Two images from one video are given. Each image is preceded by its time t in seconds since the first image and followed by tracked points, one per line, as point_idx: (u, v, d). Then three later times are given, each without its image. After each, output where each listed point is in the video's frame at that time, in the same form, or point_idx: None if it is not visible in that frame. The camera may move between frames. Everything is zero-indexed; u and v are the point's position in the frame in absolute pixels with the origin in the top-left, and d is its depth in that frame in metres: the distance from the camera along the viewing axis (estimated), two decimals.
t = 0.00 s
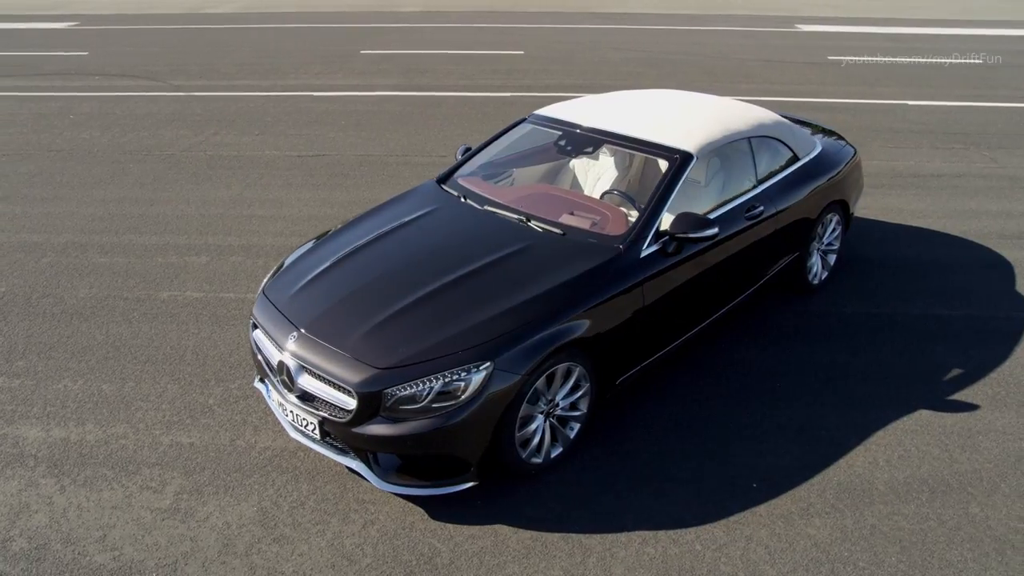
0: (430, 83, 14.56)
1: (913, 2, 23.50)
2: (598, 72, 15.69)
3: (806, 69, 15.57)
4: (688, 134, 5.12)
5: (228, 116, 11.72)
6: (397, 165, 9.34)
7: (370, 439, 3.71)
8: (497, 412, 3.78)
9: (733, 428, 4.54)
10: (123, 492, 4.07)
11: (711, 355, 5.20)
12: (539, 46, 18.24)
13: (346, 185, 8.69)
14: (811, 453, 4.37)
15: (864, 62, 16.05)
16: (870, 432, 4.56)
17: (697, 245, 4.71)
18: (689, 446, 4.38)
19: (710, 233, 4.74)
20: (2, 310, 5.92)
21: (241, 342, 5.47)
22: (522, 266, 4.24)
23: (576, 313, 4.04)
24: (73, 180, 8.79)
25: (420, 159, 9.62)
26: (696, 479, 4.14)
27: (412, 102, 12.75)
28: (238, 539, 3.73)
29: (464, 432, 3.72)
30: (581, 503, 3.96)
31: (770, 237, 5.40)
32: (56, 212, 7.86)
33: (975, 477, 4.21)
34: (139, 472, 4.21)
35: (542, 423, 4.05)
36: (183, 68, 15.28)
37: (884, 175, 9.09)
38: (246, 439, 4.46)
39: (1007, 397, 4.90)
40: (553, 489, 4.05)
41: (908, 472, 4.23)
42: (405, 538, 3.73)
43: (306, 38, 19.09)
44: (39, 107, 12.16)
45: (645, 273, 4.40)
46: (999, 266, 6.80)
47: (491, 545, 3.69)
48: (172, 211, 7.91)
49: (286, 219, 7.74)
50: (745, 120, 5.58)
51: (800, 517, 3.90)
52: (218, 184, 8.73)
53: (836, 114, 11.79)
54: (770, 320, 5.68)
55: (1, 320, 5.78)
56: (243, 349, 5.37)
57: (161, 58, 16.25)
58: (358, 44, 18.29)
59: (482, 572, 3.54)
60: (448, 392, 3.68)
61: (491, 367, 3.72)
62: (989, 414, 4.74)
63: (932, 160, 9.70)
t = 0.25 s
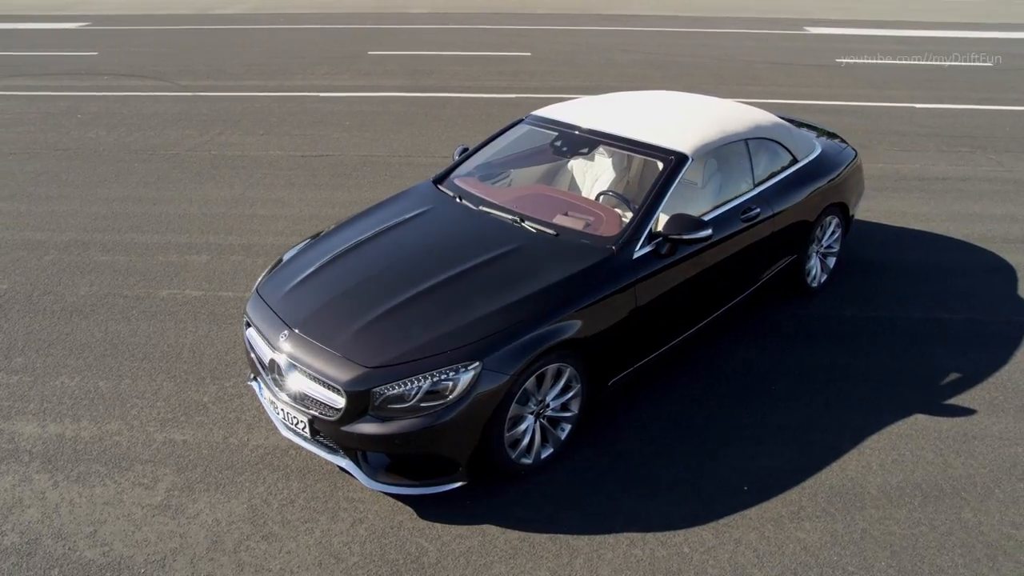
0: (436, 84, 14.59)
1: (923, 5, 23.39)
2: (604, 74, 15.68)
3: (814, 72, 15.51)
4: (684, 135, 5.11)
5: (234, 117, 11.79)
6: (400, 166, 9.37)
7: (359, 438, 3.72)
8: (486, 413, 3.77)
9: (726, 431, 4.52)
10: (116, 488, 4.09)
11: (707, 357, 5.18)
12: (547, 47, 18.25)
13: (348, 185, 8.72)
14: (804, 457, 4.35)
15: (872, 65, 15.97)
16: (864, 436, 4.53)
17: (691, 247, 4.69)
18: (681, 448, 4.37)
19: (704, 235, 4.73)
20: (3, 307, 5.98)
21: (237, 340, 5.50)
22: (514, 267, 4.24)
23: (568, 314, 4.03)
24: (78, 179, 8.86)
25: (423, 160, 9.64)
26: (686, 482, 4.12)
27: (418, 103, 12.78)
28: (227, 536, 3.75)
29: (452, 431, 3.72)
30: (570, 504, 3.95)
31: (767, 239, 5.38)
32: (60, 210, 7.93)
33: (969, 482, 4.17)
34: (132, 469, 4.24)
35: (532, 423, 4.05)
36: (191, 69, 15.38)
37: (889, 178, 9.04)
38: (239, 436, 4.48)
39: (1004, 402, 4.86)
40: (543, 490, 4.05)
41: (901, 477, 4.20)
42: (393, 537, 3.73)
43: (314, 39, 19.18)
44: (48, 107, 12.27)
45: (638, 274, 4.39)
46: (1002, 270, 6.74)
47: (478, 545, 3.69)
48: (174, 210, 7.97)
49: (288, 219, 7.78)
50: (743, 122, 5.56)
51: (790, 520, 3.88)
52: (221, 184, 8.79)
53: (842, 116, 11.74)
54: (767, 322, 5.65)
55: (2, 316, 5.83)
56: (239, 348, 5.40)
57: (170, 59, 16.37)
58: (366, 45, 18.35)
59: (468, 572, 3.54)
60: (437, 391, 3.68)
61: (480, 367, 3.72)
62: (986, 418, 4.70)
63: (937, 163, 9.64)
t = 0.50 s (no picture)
0: (442, 85, 14.64)
1: (934, 8, 23.26)
2: (611, 76, 15.68)
3: (822, 75, 15.45)
4: (680, 136, 5.11)
5: (241, 118, 11.87)
6: (403, 167, 9.40)
7: (349, 436, 3.73)
8: (476, 412, 3.78)
9: (719, 432, 4.51)
10: (109, 484, 4.12)
11: (702, 358, 5.17)
12: (554, 50, 18.26)
13: (351, 186, 8.76)
14: (797, 460, 4.33)
15: (881, 68, 15.89)
16: (859, 439, 4.50)
17: (686, 248, 4.69)
18: (673, 450, 4.36)
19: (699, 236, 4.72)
20: (6, 304, 6.04)
21: (235, 339, 5.53)
22: (507, 267, 4.24)
23: (559, 314, 4.03)
24: (84, 178, 8.94)
25: (426, 161, 9.67)
26: (678, 484, 4.11)
27: (423, 105, 12.82)
28: (217, 532, 3.77)
29: (442, 431, 3.73)
30: (560, 505, 3.95)
31: (764, 241, 5.36)
32: (66, 209, 8.00)
33: (964, 487, 4.14)
34: (126, 465, 4.27)
35: (523, 424, 4.06)
36: (200, 70, 15.49)
37: (893, 181, 8.99)
38: (233, 434, 4.50)
39: (1002, 407, 4.82)
40: (533, 490, 4.05)
41: (894, 480, 4.17)
42: (383, 536, 3.74)
43: (323, 40, 19.27)
44: (58, 107, 12.39)
45: (631, 275, 4.39)
46: (1005, 273, 6.68)
47: (467, 544, 3.69)
48: (178, 210, 8.02)
49: (290, 219, 7.82)
50: (741, 124, 5.55)
51: (781, 523, 3.86)
52: (225, 184, 8.84)
53: (848, 119, 11.68)
54: (765, 324, 5.63)
55: (4, 313, 5.89)
56: (237, 346, 5.43)
57: (180, 60, 16.49)
58: (375, 47, 18.43)
59: (456, 571, 3.54)
60: (426, 390, 3.69)
61: (469, 366, 3.72)
62: (983, 423, 4.66)
63: (943, 167, 9.58)
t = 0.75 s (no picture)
0: (450, 88, 14.69)
1: (946, 12, 23.13)
2: (618, 79, 15.68)
3: (831, 79, 15.39)
4: (676, 138, 5.11)
5: (248, 119, 11.96)
6: (406, 169, 9.45)
7: (338, 434, 3.75)
8: (464, 412, 3.79)
9: (711, 436, 4.50)
10: (103, 479, 4.16)
11: (697, 361, 5.16)
12: (563, 52, 18.28)
13: (354, 186, 8.81)
14: (788, 463, 4.32)
15: (890, 72, 15.81)
16: (852, 443, 4.48)
17: (679, 250, 4.69)
18: (664, 453, 4.36)
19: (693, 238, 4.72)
20: (9, 301, 6.11)
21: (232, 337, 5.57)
22: (498, 267, 4.26)
23: (549, 315, 4.04)
24: (91, 178, 9.03)
25: (430, 162, 9.71)
26: (667, 486, 4.11)
27: (429, 107, 12.87)
28: (207, 528, 3.80)
29: (430, 430, 3.75)
30: (548, 506, 3.96)
31: (760, 244, 5.35)
32: (72, 208, 8.08)
33: (956, 493, 4.11)
34: (120, 461, 4.30)
35: (512, 424, 4.07)
36: (210, 71, 15.61)
37: (897, 185, 8.95)
38: (227, 431, 4.54)
39: (998, 412, 4.78)
40: (522, 490, 4.06)
41: (886, 485, 4.15)
42: (371, 534, 3.76)
43: (333, 42, 19.37)
44: (68, 107, 12.52)
45: (623, 277, 4.40)
46: (1008, 279, 6.63)
47: (454, 543, 3.71)
48: (182, 209, 8.09)
49: (292, 219, 7.88)
50: (738, 126, 5.54)
51: (769, 527, 3.85)
52: (229, 184, 8.91)
53: (855, 123, 11.64)
54: (762, 327, 5.62)
55: (7, 310, 5.96)
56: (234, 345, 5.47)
57: (190, 61, 16.63)
58: (384, 49, 18.51)
59: (442, 570, 3.56)
60: (414, 389, 3.71)
61: (457, 366, 3.74)
62: (979, 428, 4.63)
63: (949, 171, 9.52)
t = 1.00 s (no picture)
0: (456, 89, 14.74)
1: (958, 15, 23.00)
2: (624, 81, 15.69)
3: (838, 81, 15.33)
4: (671, 140, 5.11)
5: (254, 119, 12.04)
6: (409, 169, 9.48)
7: (328, 431, 3.78)
8: (454, 411, 3.81)
9: (703, 437, 4.50)
10: (98, 474, 4.20)
11: (692, 362, 5.16)
12: (570, 54, 18.29)
13: (357, 187, 8.85)
14: (780, 465, 4.31)
15: (899, 75, 15.74)
16: (845, 446, 4.47)
17: (673, 251, 4.69)
18: (655, 454, 4.36)
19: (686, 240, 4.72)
20: (12, 298, 6.18)
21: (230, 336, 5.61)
22: (490, 267, 4.28)
23: (540, 315, 4.05)
24: (97, 177, 9.12)
25: (433, 163, 9.75)
26: (657, 487, 4.11)
27: (435, 108, 12.91)
28: (198, 524, 3.83)
29: (419, 428, 3.77)
30: (537, 505, 3.97)
31: (757, 246, 5.34)
32: (77, 207, 8.16)
33: (948, 496, 4.08)
34: (115, 457, 4.34)
35: (503, 423, 4.08)
36: (219, 72, 15.73)
37: (901, 188, 8.90)
38: (222, 428, 4.57)
39: (994, 417, 4.75)
40: (512, 489, 4.07)
41: (877, 488, 4.13)
42: (360, 531, 3.78)
43: (341, 44, 19.47)
44: (77, 107, 12.64)
45: (615, 277, 4.40)
46: (1010, 283, 6.58)
47: (442, 541, 3.72)
48: (186, 209, 8.15)
49: (294, 219, 7.92)
50: (735, 128, 5.54)
51: (758, 529, 3.84)
52: (233, 184, 8.97)
53: (861, 126, 11.59)
54: (758, 329, 5.61)
55: (10, 307, 6.02)
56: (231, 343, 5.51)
57: (200, 62, 16.76)
58: (392, 51, 18.59)
59: (429, 568, 3.57)
60: (403, 387, 3.73)
61: (447, 365, 3.75)
62: (974, 432, 4.60)
63: (954, 174, 9.46)
